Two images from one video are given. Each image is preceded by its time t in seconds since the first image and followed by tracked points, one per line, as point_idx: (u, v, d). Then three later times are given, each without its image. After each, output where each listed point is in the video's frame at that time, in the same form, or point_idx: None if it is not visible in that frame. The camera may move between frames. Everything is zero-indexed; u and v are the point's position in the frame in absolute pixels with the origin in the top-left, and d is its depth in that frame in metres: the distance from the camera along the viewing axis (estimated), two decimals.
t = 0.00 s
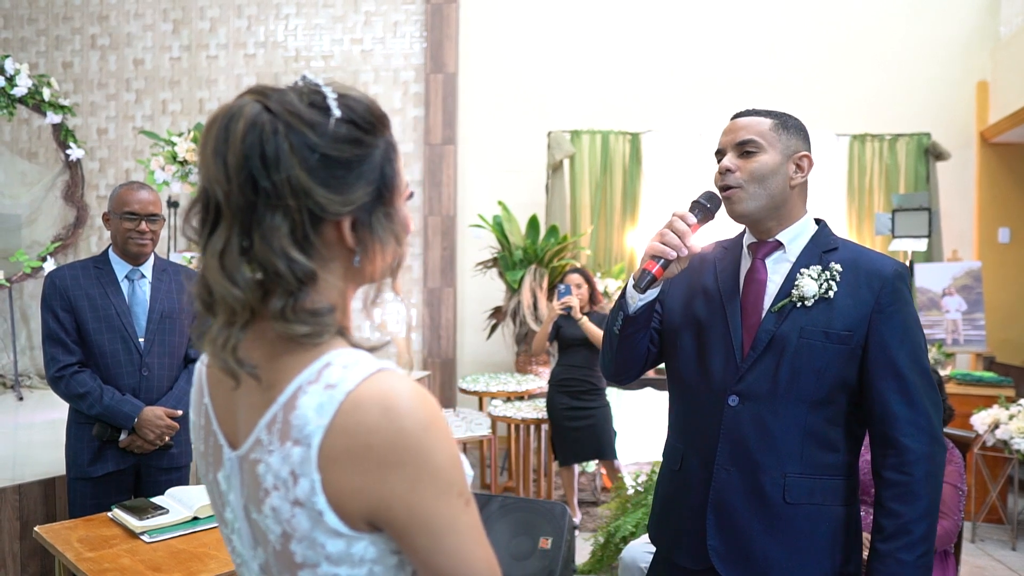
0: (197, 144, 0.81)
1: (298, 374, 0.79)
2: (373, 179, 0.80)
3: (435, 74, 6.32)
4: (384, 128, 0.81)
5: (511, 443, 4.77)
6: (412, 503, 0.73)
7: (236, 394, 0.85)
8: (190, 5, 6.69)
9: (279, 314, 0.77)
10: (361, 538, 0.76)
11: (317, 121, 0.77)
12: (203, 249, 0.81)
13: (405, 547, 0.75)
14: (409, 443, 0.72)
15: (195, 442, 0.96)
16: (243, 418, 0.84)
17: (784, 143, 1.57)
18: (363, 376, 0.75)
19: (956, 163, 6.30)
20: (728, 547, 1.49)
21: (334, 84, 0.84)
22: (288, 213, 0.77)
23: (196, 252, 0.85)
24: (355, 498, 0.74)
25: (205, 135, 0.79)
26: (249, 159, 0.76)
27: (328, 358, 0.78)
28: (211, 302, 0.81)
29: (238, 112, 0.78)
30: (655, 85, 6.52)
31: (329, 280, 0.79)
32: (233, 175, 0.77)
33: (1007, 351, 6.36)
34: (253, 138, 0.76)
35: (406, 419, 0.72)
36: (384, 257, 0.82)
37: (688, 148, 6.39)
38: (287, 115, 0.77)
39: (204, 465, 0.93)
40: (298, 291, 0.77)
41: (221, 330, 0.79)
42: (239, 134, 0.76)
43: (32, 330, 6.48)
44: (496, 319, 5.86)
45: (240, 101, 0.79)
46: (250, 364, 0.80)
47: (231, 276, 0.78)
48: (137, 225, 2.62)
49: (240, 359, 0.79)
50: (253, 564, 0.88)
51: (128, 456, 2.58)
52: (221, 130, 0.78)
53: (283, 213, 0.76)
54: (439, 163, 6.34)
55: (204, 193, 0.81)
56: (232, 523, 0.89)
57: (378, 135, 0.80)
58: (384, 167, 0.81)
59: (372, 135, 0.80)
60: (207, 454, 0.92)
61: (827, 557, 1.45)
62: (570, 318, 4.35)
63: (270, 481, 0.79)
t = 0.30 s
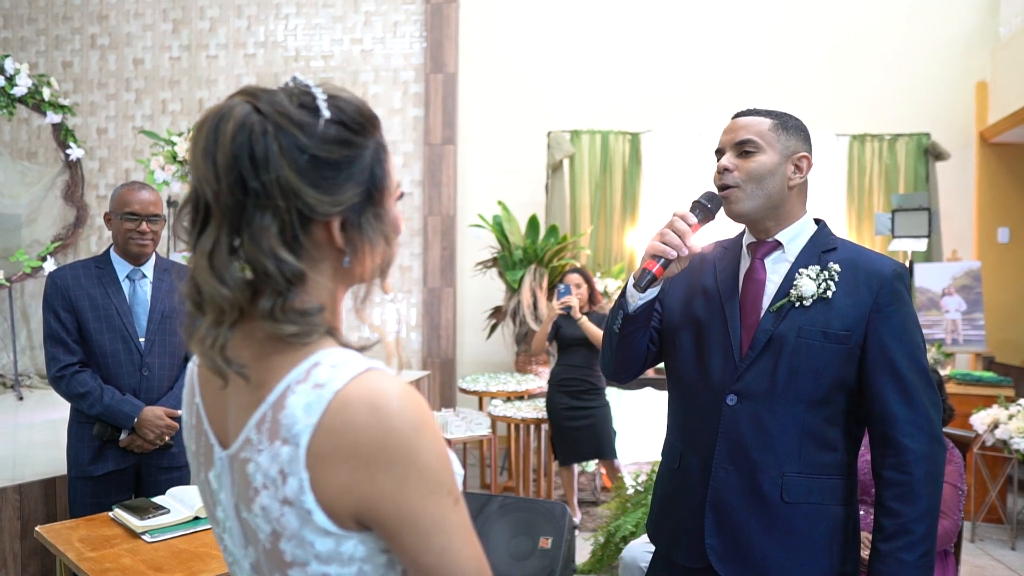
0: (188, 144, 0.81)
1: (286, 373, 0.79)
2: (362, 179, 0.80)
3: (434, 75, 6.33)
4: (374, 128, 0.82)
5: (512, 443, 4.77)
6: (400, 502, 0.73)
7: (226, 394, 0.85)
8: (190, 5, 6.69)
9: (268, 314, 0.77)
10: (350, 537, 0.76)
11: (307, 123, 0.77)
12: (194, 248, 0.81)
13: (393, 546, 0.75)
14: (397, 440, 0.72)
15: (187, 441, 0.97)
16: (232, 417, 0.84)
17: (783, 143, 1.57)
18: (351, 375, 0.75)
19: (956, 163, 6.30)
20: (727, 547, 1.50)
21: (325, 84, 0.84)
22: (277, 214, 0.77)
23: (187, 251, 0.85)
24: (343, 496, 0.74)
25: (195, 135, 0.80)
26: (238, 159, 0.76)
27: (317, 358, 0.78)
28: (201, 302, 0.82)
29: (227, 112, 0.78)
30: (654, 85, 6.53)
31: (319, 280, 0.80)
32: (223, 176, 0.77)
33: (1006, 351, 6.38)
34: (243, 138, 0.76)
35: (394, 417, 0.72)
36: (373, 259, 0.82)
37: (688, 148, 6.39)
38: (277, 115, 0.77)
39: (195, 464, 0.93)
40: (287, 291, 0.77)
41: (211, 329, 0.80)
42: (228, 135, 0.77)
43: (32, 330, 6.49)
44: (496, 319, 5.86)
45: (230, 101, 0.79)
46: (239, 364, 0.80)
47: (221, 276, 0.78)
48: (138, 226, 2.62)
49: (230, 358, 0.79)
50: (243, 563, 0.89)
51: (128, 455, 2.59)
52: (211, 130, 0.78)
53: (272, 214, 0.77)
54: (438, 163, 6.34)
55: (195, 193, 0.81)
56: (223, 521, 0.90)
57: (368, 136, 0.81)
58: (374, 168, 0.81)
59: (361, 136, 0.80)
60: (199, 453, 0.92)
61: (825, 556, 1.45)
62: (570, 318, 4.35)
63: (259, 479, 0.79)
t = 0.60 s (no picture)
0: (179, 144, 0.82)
1: (272, 371, 0.79)
2: (350, 177, 0.79)
3: (434, 74, 6.33)
4: (364, 127, 0.81)
5: (512, 443, 4.77)
6: (382, 500, 0.72)
7: (217, 392, 0.85)
8: (190, 5, 6.68)
9: (254, 312, 0.77)
10: (334, 535, 0.76)
11: (293, 121, 0.77)
12: (183, 247, 0.82)
13: (377, 544, 0.74)
14: (382, 437, 0.71)
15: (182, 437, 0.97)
16: (221, 413, 0.84)
17: (786, 144, 1.57)
18: (337, 371, 0.74)
19: (956, 163, 6.30)
20: (724, 545, 1.50)
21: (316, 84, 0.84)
22: (264, 212, 0.77)
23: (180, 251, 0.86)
24: (327, 492, 0.74)
25: (185, 135, 0.80)
26: (224, 158, 0.76)
27: (303, 355, 0.78)
28: (190, 301, 0.82)
29: (215, 111, 0.78)
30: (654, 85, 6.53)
31: (307, 279, 0.79)
32: (209, 175, 0.77)
33: (1006, 351, 6.39)
34: (229, 137, 0.76)
35: (379, 414, 0.71)
36: (363, 259, 0.81)
37: (687, 148, 6.39)
38: (263, 115, 0.77)
39: (188, 461, 0.93)
40: (274, 289, 0.77)
41: (199, 327, 0.81)
42: (215, 133, 0.77)
43: (33, 329, 6.48)
44: (496, 319, 5.85)
45: (219, 101, 0.80)
46: (227, 362, 0.81)
47: (207, 275, 0.78)
48: (140, 226, 2.62)
49: (216, 357, 0.80)
50: (233, 560, 0.88)
51: (130, 454, 2.59)
52: (199, 129, 0.78)
53: (258, 212, 0.77)
54: (438, 163, 6.34)
55: (185, 192, 0.82)
56: (213, 517, 0.90)
57: (357, 135, 0.80)
58: (363, 166, 0.80)
59: (350, 135, 0.79)
60: (192, 449, 0.92)
61: (822, 555, 1.45)
62: (569, 317, 4.35)
63: (246, 475, 0.79)
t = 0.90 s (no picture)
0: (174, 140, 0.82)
1: (259, 362, 0.78)
2: (342, 174, 0.79)
3: (434, 74, 6.32)
4: (358, 125, 0.81)
5: (512, 443, 4.77)
6: (363, 494, 0.72)
7: (206, 385, 0.85)
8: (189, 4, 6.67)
9: (241, 307, 0.77)
10: (314, 529, 0.76)
11: (284, 117, 0.77)
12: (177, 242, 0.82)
13: (359, 540, 0.74)
14: (364, 431, 0.71)
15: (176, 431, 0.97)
16: (210, 405, 0.84)
17: (785, 143, 1.57)
18: (321, 364, 0.74)
19: (956, 162, 6.30)
20: (723, 543, 1.50)
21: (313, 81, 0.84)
22: (253, 207, 0.77)
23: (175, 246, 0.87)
24: (307, 485, 0.73)
25: (180, 131, 0.81)
26: (215, 154, 0.77)
27: (289, 347, 0.78)
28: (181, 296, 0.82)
29: (208, 108, 0.79)
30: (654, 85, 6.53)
31: (297, 276, 0.79)
32: (200, 170, 0.78)
33: (1005, 351, 6.40)
34: (220, 132, 0.77)
35: (362, 408, 0.71)
36: (355, 256, 0.81)
37: (687, 147, 6.39)
38: (255, 112, 0.77)
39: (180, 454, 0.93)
40: (262, 284, 0.77)
41: (189, 321, 0.81)
42: (206, 130, 0.77)
43: (33, 330, 6.47)
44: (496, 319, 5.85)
45: (213, 98, 0.80)
46: (215, 355, 0.81)
47: (197, 269, 0.79)
48: (142, 225, 2.62)
49: (205, 350, 0.80)
50: (219, 553, 0.88)
51: (132, 453, 2.59)
52: (192, 125, 0.79)
53: (248, 207, 0.77)
54: (438, 162, 6.33)
55: (179, 188, 0.82)
56: (201, 508, 0.89)
57: (350, 132, 0.80)
58: (355, 163, 0.80)
59: (342, 132, 0.79)
60: (184, 442, 0.92)
61: (821, 554, 1.45)
62: (569, 317, 4.34)
63: (229, 466, 0.79)
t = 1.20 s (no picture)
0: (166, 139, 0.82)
1: (249, 356, 0.78)
2: (332, 171, 0.79)
3: (434, 74, 6.32)
4: (348, 122, 0.80)
5: (512, 442, 4.77)
6: (352, 488, 0.72)
7: (198, 381, 0.85)
8: (189, 4, 6.67)
9: (233, 304, 0.77)
10: (302, 524, 0.75)
11: (274, 116, 0.77)
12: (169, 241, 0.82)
13: (349, 537, 0.74)
14: (353, 425, 0.71)
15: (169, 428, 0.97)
16: (201, 400, 0.84)
17: (784, 142, 1.56)
18: (312, 358, 0.74)
19: (956, 162, 6.30)
20: (722, 542, 1.50)
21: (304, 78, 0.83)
22: (245, 206, 0.77)
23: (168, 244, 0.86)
24: (295, 480, 0.73)
25: (172, 131, 0.81)
26: (206, 152, 0.77)
27: (280, 342, 0.77)
28: (174, 294, 0.82)
29: (198, 108, 0.79)
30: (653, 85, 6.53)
31: (289, 273, 0.79)
32: (192, 170, 0.78)
33: (1005, 350, 6.40)
34: (210, 132, 0.77)
35: (352, 402, 0.71)
36: (347, 253, 0.81)
37: (687, 147, 6.39)
38: (245, 110, 0.77)
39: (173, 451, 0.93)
40: (253, 281, 0.77)
41: (182, 318, 0.81)
42: (197, 129, 0.77)
43: (33, 330, 6.47)
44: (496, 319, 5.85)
45: (204, 97, 0.80)
46: (207, 352, 0.80)
47: (190, 267, 0.79)
48: (144, 224, 2.61)
49: (198, 346, 0.80)
50: (209, 550, 0.88)
51: (135, 453, 2.59)
52: (182, 125, 0.79)
53: (240, 206, 0.77)
54: (438, 162, 6.33)
55: (171, 187, 0.82)
56: (191, 505, 0.89)
57: (340, 130, 0.79)
58: (346, 160, 0.80)
59: (333, 130, 0.79)
60: (176, 438, 0.91)
61: (820, 553, 1.45)
62: (569, 316, 4.34)
63: (217, 461, 0.78)
